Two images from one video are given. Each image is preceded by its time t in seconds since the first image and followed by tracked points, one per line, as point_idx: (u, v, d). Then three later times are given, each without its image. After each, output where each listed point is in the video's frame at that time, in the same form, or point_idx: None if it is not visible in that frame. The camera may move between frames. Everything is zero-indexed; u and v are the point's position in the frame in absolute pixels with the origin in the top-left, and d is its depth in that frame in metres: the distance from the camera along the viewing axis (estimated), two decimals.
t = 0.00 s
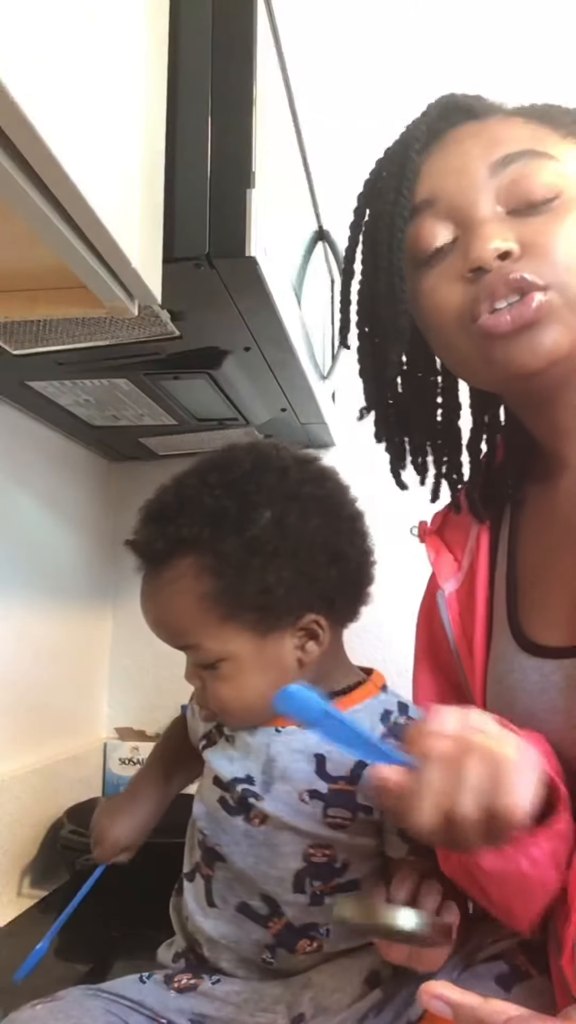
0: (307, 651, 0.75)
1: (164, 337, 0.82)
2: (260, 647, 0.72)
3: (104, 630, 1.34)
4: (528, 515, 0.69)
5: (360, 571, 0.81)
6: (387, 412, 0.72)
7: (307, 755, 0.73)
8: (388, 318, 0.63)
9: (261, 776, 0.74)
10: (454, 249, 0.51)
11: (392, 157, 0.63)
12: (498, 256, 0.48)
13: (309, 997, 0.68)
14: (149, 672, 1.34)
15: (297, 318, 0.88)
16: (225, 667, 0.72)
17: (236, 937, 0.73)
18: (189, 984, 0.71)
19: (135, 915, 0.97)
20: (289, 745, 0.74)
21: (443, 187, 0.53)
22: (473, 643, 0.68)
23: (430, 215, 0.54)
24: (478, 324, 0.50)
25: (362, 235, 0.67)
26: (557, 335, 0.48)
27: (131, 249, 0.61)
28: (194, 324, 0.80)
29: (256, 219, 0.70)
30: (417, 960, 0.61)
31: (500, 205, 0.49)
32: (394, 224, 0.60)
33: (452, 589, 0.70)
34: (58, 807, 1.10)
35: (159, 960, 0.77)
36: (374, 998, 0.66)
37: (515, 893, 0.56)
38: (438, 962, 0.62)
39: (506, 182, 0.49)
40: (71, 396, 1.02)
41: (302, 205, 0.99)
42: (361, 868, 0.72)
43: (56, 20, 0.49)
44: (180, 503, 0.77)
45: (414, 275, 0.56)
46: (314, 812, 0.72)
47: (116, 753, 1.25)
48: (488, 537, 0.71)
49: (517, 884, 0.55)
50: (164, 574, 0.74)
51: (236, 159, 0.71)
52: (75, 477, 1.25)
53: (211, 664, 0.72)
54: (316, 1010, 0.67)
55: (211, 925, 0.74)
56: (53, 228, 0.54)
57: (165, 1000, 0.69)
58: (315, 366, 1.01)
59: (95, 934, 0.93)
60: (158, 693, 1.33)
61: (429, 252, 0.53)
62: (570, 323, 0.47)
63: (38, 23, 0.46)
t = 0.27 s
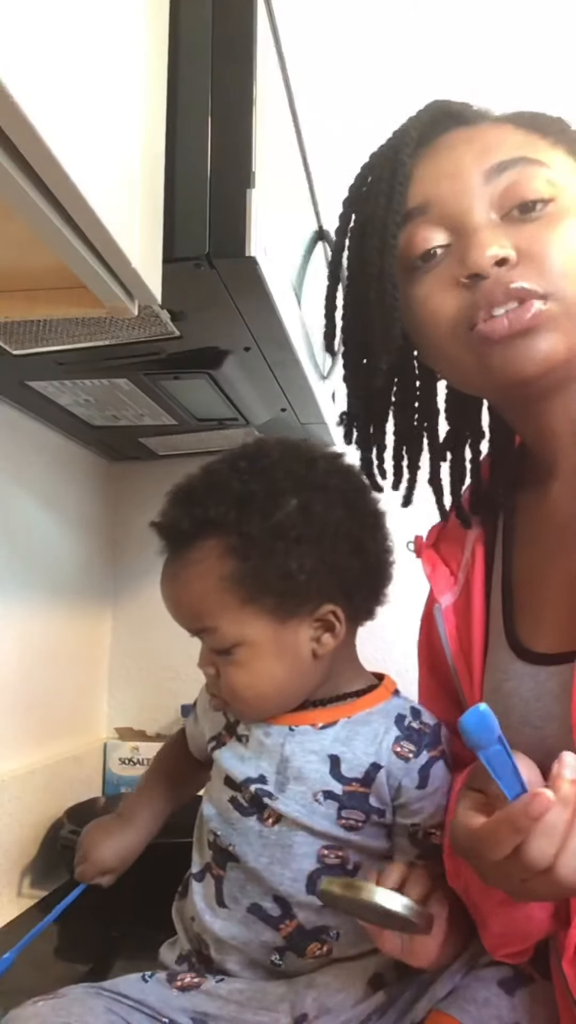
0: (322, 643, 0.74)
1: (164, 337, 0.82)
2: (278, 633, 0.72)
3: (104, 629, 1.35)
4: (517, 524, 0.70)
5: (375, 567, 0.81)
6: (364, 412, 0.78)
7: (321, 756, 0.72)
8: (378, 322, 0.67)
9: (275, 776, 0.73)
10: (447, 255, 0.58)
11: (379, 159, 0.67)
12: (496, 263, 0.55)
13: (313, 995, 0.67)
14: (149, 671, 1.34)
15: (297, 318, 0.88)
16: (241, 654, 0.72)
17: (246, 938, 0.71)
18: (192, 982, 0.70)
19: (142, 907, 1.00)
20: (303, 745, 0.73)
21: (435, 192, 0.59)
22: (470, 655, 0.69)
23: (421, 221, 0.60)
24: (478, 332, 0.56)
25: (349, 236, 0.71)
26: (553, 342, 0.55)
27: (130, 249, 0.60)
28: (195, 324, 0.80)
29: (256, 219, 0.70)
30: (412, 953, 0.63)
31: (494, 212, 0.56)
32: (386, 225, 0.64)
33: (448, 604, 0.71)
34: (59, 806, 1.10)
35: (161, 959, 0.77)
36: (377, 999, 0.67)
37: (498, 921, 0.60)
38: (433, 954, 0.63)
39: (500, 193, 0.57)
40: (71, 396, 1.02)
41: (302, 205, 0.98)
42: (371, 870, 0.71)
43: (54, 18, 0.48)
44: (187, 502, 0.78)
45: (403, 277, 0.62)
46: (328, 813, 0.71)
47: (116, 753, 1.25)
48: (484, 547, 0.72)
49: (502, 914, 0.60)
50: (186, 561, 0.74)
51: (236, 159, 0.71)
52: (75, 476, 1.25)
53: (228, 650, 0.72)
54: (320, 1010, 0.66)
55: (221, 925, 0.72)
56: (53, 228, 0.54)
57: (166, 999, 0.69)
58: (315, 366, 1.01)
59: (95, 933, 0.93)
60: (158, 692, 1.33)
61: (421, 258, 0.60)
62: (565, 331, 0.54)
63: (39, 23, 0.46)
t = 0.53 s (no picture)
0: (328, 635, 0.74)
1: (164, 337, 0.82)
2: (285, 621, 0.72)
3: (104, 629, 1.35)
4: (506, 520, 0.73)
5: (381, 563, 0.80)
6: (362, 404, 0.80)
7: (324, 752, 0.71)
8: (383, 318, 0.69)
9: (277, 772, 0.72)
10: (455, 255, 0.61)
11: (383, 159, 0.69)
12: (507, 267, 0.57)
13: (314, 993, 0.66)
14: (149, 671, 1.34)
15: (297, 318, 0.87)
16: (248, 640, 0.71)
17: (248, 936, 0.70)
18: (193, 981, 0.70)
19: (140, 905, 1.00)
20: (306, 741, 0.72)
21: (446, 191, 0.62)
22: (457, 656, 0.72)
23: (431, 219, 0.63)
24: (488, 333, 0.58)
25: (349, 235, 0.74)
26: (557, 349, 0.57)
27: (130, 248, 0.60)
28: (194, 324, 0.80)
29: (256, 219, 0.70)
30: (415, 945, 0.63)
31: (503, 215, 0.60)
32: (393, 223, 0.66)
33: (434, 608, 0.74)
34: (59, 806, 1.10)
35: (162, 954, 0.76)
36: (379, 998, 0.66)
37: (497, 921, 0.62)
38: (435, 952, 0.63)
39: (509, 197, 0.60)
40: (71, 396, 1.02)
41: (302, 204, 0.98)
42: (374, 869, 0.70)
43: (53, 17, 0.48)
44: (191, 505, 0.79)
45: (411, 273, 0.64)
46: (330, 810, 0.70)
47: (116, 753, 1.25)
48: (468, 548, 0.75)
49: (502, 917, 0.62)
50: (200, 546, 0.74)
51: (236, 159, 0.71)
52: (75, 477, 1.25)
53: (236, 635, 0.72)
54: (320, 1009, 0.66)
55: (222, 923, 0.71)
56: (53, 228, 0.54)
57: (167, 998, 0.68)
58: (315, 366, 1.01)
59: (95, 934, 0.93)
60: (159, 692, 1.33)
61: (428, 258, 0.63)
62: (568, 338, 0.57)
63: (39, 22, 0.46)
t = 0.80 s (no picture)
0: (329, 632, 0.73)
1: (164, 337, 0.82)
2: (278, 618, 0.71)
3: (104, 629, 1.35)
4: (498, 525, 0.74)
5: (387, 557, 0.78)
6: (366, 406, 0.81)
7: (324, 750, 0.71)
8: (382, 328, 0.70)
9: (278, 769, 0.71)
10: (455, 266, 0.63)
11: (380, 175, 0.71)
12: (505, 279, 0.59)
13: (315, 992, 0.66)
14: (149, 671, 1.34)
15: (297, 318, 0.88)
16: (242, 635, 0.71)
17: (247, 932, 0.70)
18: (195, 979, 0.69)
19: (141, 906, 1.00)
20: (307, 738, 0.72)
21: (448, 204, 0.63)
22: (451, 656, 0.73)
23: (431, 232, 0.64)
24: (483, 342, 0.60)
25: (351, 241, 0.75)
26: (551, 358, 0.60)
27: (130, 249, 0.60)
28: (194, 324, 0.80)
29: (256, 219, 0.70)
30: (422, 948, 0.63)
31: (502, 228, 0.61)
32: (395, 233, 0.67)
33: (426, 611, 0.75)
34: (59, 806, 1.10)
35: (164, 954, 0.76)
36: (380, 998, 0.66)
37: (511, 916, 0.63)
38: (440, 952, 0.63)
39: (508, 212, 0.61)
40: (71, 396, 1.02)
41: (302, 205, 0.98)
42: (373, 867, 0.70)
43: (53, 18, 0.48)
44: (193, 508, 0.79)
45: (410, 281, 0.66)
46: (329, 808, 0.70)
47: (116, 753, 1.25)
48: (455, 548, 0.77)
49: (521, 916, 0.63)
50: (201, 544, 0.75)
51: (236, 159, 0.71)
52: (75, 477, 1.25)
53: (232, 629, 0.72)
54: (321, 1008, 0.66)
55: (221, 919, 0.71)
56: (52, 228, 0.54)
57: (171, 996, 0.68)
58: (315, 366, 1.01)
59: (96, 934, 0.93)
60: (159, 692, 1.33)
61: (428, 269, 0.64)
62: (561, 349, 0.59)
63: (38, 21, 0.46)
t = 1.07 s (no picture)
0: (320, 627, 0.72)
1: (164, 337, 0.82)
2: (257, 624, 0.71)
3: (104, 629, 1.35)
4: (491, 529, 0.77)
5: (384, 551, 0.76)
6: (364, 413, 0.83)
7: (311, 743, 0.70)
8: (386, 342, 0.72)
9: (267, 760, 0.71)
10: (456, 283, 0.65)
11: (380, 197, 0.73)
12: (506, 296, 0.62)
13: (309, 988, 0.66)
14: (150, 671, 1.34)
15: (297, 317, 0.87)
16: (226, 641, 0.72)
17: (231, 919, 0.70)
18: (196, 977, 0.69)
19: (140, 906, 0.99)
20: (295, 732, 0.71)
21: (451, 225, 0.66)
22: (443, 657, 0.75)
23: (434, 248, 0.67)
24: (486, 360, 0.63)
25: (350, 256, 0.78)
26: (546, 375, 0.62)
27: (130, 249, 0.60)
28: (193, 324, 0.80)
29: (256, 217, 0.70)
30: (412, 943, 0.62)
31: (502, 247, 0.64)
32: (399, 247, 0.69)
33: (416, 615, 0.77)
34: (59, 806, 1.10)
35: (169, 945, 0.76)
36: (375, 992, 0.66)
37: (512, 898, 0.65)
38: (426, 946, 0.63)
39: (508, 232, 0.64)
40: (71, 396, 1.02)
41: (302, 205, 0.98)
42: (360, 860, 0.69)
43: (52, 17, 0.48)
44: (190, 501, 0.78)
45: (413, 296, 0.68)
46: (314, 801, 0.69)
47: (116, 753, 1.24)
48: (444, 551, 0.79)
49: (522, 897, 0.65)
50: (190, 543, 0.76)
51: (236, 159, 0.71)
52: (75, 477, 1.25)
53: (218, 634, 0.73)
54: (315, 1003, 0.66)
55: (210, 905, 0.72)
56: (53, 228, 0.54)
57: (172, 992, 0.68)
58: (315, 366, 1.01)
59: (95, 933, 0.93)
60: (160, 692, 1.33)
61: (430, 284, 0.67)
62: (556, 366, 0.62)
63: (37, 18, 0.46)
